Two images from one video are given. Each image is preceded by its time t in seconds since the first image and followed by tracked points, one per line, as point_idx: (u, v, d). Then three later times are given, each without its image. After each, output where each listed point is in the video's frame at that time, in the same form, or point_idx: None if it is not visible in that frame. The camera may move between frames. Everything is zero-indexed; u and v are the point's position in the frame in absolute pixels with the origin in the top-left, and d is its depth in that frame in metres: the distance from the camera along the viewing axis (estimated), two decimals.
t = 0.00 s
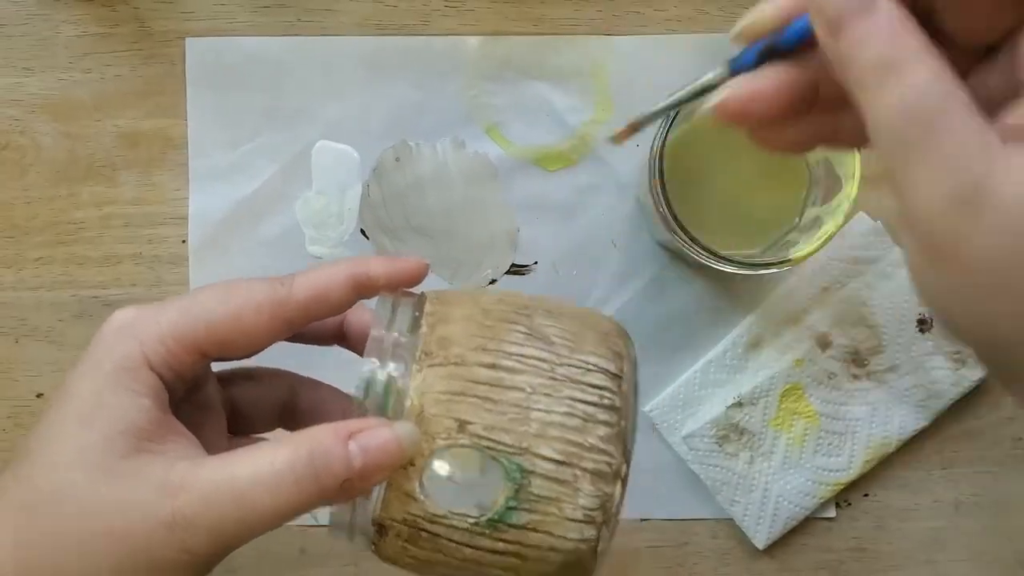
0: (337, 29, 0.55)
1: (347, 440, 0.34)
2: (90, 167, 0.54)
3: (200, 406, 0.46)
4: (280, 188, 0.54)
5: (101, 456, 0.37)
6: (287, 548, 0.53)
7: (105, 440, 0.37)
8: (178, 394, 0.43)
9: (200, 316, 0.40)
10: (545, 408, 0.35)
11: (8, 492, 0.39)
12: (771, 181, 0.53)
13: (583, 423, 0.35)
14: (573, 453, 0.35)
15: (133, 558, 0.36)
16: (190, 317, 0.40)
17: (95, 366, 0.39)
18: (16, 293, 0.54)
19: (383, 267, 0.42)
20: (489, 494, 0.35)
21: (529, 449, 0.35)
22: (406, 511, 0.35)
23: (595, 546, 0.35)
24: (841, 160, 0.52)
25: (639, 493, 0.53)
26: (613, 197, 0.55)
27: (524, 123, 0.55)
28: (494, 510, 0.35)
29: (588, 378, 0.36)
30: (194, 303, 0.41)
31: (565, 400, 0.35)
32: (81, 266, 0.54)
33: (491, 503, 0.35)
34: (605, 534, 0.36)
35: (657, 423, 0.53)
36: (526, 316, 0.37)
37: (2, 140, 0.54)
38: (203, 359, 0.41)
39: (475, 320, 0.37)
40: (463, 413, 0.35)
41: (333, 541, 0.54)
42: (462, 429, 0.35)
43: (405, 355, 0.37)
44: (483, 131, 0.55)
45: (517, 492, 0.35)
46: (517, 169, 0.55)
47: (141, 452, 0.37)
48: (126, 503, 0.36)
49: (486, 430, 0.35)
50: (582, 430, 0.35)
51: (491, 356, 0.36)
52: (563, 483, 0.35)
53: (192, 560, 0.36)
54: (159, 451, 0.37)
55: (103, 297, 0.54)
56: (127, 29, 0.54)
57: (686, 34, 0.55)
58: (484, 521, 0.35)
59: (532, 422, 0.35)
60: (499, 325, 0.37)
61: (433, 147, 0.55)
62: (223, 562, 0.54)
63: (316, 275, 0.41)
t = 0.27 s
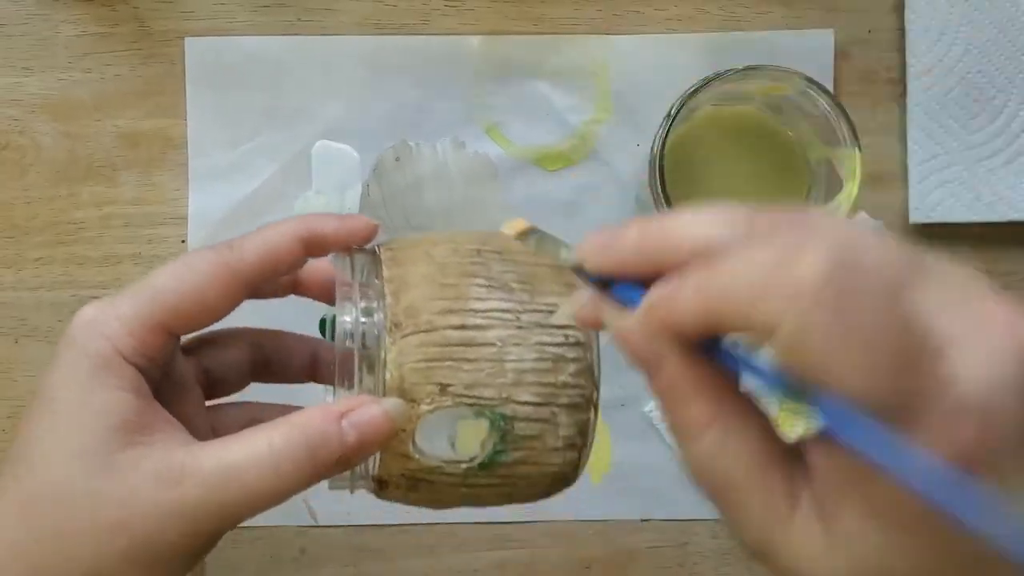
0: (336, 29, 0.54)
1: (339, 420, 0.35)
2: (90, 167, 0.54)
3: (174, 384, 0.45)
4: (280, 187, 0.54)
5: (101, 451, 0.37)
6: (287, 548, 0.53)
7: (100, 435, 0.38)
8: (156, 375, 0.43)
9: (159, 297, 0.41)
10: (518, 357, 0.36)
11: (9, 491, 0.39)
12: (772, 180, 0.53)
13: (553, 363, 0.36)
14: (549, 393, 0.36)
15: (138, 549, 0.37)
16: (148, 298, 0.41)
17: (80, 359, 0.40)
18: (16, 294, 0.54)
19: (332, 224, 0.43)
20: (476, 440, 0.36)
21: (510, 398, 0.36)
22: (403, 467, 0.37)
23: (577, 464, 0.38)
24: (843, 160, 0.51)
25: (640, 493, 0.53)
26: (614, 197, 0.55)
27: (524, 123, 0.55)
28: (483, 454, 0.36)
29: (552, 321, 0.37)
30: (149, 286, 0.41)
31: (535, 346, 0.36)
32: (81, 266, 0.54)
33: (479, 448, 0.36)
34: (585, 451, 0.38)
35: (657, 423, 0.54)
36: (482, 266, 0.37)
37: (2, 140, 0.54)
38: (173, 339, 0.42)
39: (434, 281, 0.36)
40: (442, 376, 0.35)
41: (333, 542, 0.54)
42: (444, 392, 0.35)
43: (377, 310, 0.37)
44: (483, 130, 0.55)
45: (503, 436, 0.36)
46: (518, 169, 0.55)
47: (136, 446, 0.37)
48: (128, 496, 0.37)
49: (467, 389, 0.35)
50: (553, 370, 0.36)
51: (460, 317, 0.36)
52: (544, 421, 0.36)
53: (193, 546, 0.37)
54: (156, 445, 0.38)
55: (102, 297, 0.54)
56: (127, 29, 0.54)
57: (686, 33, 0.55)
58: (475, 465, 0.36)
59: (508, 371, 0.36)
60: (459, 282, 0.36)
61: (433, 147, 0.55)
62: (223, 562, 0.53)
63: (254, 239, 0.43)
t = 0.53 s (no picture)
0: (336, 28, 0.54)
1: (308, 396, 0.35)
2: (86, 167, 0.54)
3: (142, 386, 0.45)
4: (278, 187, 0.54)
5: (82, 445, 0.37)
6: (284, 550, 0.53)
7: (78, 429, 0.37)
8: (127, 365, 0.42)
9: (123, 292, 0.40)
10: (480, 325, 0.36)
11: None
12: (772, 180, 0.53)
13: (514, 327, 0.36)
14: (512, 357, 0.36)
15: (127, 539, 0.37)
16: (112, 294, 0.40)
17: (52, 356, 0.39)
18: (11, 294, 0.53)
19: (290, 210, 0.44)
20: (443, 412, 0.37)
21: (472, 365, 0.36)
22: (374, 443, 0.37)
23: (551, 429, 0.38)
24: (844, 160, 0.51)
25: (640, 495, 0.53)
26: (614, 196, 0.54)
27: (524, 123, 0.55)
28: (452, 423, 0.37)
29: (510, 286, 0.37)
30: (113, 281, 0.41)
31: (493, 311, 0.36)
32: (77, 266, 0.53)
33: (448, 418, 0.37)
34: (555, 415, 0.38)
35: (657, 424, 0.53)
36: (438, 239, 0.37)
37: None
38: (142, 329, 0.41)
39: (392, 257, 0.37)
40: (406, 347, 0.36)
41: (331, 543, 0.53)
42: (407, 363, 0.35)
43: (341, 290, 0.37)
44: (483, 130, 0.55)
45: (470, 403, 0.36)
46: (518, 168, 0.54)
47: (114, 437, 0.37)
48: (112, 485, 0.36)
49: (431, 358, 0.36)
50: (515, 333, 0.36)
51: (418, 289, 0.36)
52: (508, 385, 0.36)
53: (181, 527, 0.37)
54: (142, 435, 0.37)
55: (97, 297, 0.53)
56: (124, 28, 0.54)
57: (687, 32, 0.54)
58: (446, 434, 0.37)
59: (470, 339, 0.36)
60: (418, 256, 0.37)
61: (433, 147, 0.54)
62: (220, 565, 0.53)
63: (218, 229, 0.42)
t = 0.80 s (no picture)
0: (336, 28, 0.54)
1: (329, 430, 0.35)
2: (86, 167, 0.54)
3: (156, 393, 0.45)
4: (278, 187, 0.54)
5: (88, 460, 0.37)
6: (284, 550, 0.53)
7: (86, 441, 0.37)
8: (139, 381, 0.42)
9: (150, 304, 0.40)
10: (507, 373, 0.37)
11: None
12: (771, 180, 0.53)
13: (542, 380, 0.37)
14: (536, 409, 0.37)
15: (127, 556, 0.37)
16: (140, 305, 0.40)
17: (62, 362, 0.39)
18: (11, 294, 0.53)
19: (325, 237, 0.43)
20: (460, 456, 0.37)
21: (496, 413, 0.36)
22: (387, 479, 0.37)
23: (561, 481, 0.38)
24: (842, 160, 0.51)
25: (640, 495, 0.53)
26: (614, 196, 0.54)
27: (524, 123, 0.55)
28: (468, 469, 0.37)
29: (542, 338, 0.37)
30: (139, 291, 0.40)
31: (523, 362, 0.37)
32: (76, 267, 0.53)
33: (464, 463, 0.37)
34: (570, 470, 0.39)
35: (657, 426, 0.53)
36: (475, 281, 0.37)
37: None
38: (159, 348, 0.41)
39: (427, 295, 0.37)
40: (431, 388, 0.36)
41: (330, 543, 0.53)
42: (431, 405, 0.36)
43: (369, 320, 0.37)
44: (483, 130, 0.55)
45: (489, 451, 0.37)
46: (518, 168, 0.54)
47: (122, 452, 0.37)
48: (115, 503, 0.36)
49: (454, 402, 0.36)
50: (541, 386, 0.37)
51: (451, 331, 0.36)
52: (530, 437, 0.37)
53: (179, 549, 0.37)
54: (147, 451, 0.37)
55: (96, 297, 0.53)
56: (124, 28, 0.54)
57: (686, 32, 0.54)
58: (460, 479, 0.37)
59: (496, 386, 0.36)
60: (453, 297, 0.37)
61: (432, 146, 0.54)
62: (219, 564, 0.53)
63: (255, 253, 0.42)
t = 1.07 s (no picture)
0: (335, 28, 0.54)
1: (329, 432, 0.35)
2: (85, 167, 0.54)
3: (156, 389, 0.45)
4: (277, 187, 0.54)
5: (88, 455, 0.37)
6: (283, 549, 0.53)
7: (87, 439, 0.37)
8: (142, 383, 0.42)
9: (158, 307, 0.40)
10: (507, 383, 0.37)
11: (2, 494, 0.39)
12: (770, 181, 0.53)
13: (542, 393, 0.37)
14: (535, 421, 0.37)
15: (128, 552, 0.37)
16: (146, 306, 0.40)
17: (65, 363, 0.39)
18: (10, 293, 0.53)
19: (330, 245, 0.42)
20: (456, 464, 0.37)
21: (496, 424, 0.36)
22: (383, 486, 0.37)
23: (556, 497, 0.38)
24: (839, 161, 0.51)
25: (639, 495, 0.53)
26: (613, 196, 0.54)
27: (523, 123, 0.55)
28: (465, 479, 0.37)
29: (542, 350, 0.38)
30: (147, 294, 0.41)
31: (523, 372, 0.37)
32: (76, 266, 0.53)
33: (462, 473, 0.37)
34: (564, 486, 0.39)
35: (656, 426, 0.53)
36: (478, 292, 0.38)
37: None
38: (163, 350, 0.42)
39: (430, 304, 0.37)
40: (432, 397, 0.36)
41: (329, 542, 0.53)
42: (431, 413, 0.36)
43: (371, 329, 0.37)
44: (482, 130, 0.55)
45: (486, 462, 0.37)
46: (517, 168, 0.54)
47: (123, 449, 0.37)
48: (113, 499, 0.36)
49: (454, 411, 0.36)
50: (541, 399, 0.37)
51: (452, 339, 0.36)
52: (527, 449, 0.37)
53: (182, 547, 0.37)
54: (149, 446, 0.37)
55: (95, 297, 0.53)
56: (123, 28, 0.54)
57: (686, 32, 0.54)
58: (457, 490, 0.37)
59: (496, 397, 0.36)
60: (456, 307, 0.37)
61: (431, 146, 0.54)
62: (218, 563, 0.53)
63: (264, 260, 0.41)
